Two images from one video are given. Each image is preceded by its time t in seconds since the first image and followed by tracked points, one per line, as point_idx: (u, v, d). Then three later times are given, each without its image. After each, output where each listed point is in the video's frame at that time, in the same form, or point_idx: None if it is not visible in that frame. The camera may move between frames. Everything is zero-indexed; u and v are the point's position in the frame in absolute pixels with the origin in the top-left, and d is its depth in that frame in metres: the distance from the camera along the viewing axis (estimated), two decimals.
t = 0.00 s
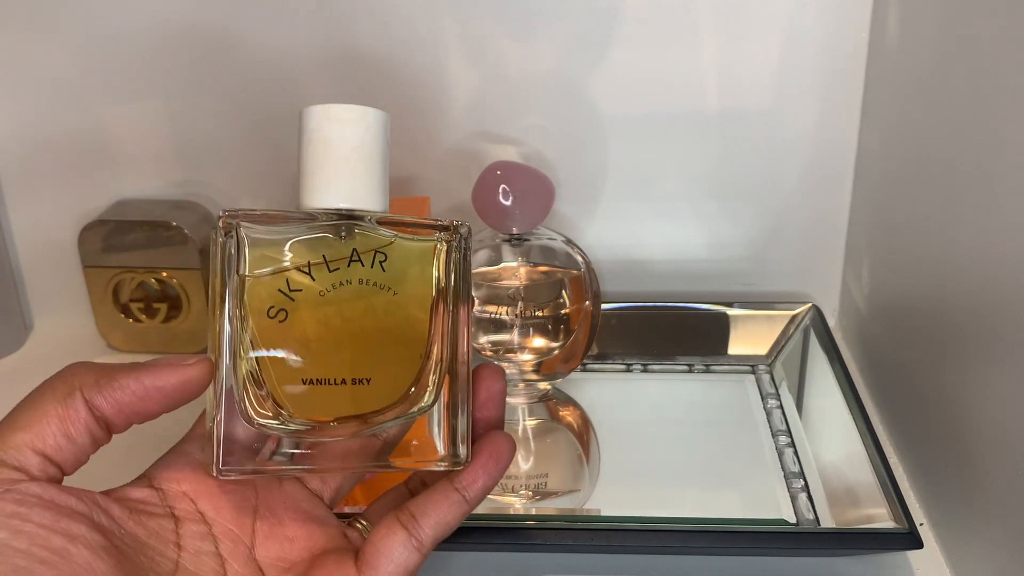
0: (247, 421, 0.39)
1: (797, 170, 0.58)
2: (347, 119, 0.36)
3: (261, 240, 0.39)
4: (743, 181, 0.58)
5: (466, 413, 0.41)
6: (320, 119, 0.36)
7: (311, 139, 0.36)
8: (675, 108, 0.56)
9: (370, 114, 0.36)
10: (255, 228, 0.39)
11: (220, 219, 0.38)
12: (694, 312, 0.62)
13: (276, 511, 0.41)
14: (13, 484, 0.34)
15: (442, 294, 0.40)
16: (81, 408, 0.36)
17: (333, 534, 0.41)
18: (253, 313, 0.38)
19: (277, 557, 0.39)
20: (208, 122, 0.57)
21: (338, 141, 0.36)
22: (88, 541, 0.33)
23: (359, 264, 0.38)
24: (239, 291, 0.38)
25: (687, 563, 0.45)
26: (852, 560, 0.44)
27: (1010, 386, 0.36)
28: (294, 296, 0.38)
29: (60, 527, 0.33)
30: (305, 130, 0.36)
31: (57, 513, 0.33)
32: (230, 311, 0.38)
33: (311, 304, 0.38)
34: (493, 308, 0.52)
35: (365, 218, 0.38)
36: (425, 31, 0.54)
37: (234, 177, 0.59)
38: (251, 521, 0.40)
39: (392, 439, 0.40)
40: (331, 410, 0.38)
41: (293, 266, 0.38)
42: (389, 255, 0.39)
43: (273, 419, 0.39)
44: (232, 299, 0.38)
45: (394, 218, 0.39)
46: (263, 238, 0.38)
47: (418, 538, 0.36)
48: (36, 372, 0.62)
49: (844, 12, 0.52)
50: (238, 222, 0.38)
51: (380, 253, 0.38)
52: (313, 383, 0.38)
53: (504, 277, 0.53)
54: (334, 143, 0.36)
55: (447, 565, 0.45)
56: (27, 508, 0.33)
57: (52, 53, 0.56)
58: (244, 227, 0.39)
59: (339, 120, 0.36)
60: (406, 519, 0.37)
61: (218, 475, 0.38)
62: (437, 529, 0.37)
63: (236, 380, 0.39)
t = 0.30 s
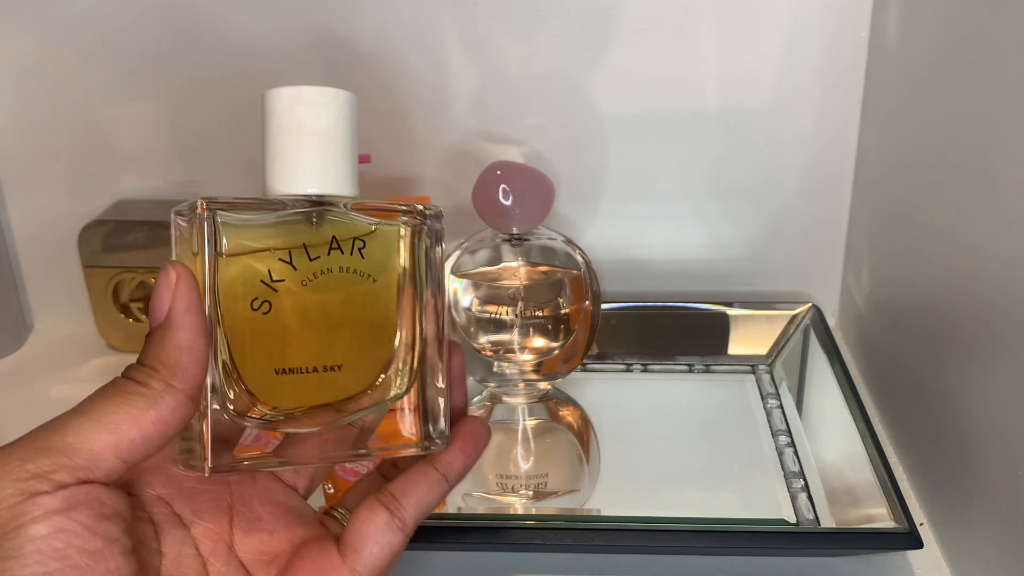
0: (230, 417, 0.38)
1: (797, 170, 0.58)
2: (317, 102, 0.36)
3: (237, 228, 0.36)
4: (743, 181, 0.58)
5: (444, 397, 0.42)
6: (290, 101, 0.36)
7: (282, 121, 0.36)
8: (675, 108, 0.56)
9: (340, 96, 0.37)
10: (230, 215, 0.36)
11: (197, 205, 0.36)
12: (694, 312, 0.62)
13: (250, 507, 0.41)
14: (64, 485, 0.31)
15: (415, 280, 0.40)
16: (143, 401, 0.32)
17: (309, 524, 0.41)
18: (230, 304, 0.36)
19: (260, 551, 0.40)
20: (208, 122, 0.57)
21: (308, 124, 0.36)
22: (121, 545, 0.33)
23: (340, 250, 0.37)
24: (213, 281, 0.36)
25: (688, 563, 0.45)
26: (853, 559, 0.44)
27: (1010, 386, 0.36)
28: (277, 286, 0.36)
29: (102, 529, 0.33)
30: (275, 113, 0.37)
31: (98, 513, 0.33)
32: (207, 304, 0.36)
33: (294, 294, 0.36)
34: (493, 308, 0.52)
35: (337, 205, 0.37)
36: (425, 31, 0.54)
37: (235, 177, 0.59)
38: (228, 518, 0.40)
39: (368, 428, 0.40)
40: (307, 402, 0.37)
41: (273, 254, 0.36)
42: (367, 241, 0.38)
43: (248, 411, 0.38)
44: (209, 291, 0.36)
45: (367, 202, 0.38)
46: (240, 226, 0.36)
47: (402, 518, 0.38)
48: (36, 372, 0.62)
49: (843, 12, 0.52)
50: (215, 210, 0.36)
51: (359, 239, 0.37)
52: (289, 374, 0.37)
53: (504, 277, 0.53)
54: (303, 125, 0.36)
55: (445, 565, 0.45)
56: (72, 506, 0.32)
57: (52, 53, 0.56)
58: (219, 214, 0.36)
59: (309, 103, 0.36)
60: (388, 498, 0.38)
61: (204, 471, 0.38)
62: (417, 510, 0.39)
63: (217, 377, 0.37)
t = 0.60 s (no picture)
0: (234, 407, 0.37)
1: (797, 170, 0.57)
2: (311, 78, 0.35)
3: (230, 211, 0.35)
4: (743, 181, 0.58)
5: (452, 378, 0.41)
6: (282, 76, 0.35)
7: (275, 98, 0.35)
8: (675, 108, 0.56)
9: (334, 69, 0.36)
10: (224, 198, 0.35)
11: (189, 189, 0.35)
12: (694, 312, 0.62)
13: (255, 500, 0.41)
14: (61, 487, 0.31)
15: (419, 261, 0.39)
16: (142, 398, 0.32)
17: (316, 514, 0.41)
18: (228, 291, 0.35)
19: (264, 546, 0.39)
20: (207, 122, 0.57)
21: (303, 100, 0.35)
22: (121, 546, 0.33)
23: (341, 231, 0.36)
24: (212, 266, 0.35)
25: (687, 563, 0.45)
26: (852, 559, 0.44)
27: (1010, 386, 0.36)
28: (278, 270, 0.35)
29: (100, 530, 0.32)
30: (267, 90, 0.35)
31: (95, 514, 0.32)
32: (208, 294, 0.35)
33: (293, 278, 0.35)
34: (493, 308, 0.52)
35: (334, 183, 0.36)
36: (425, 31, 0.54)
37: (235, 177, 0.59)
38: (232, 513, 0.40)
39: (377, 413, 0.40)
40: (313, 389, 0.36)
41: (271, 238, 0.35)
42: (369, 221, 0.36)
43: (251, 401, 0.37)
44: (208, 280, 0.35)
45: (362, 180, 0.37)
46: (233, 210, 0.35)
47: (409, 502, 0.38)
48: (35, 372, 0.62)
49: (843, 12, 0.52)
50: (209, 194, 0.35)
51: (360, 218, 0.36)
52: (292, 361, 0.36)
53: (504, 277, 0.53)
54: (298, 102, 0.35)
55: (446, 565, 0.46)
56: (69, 508, 0.32)
57: (52, 53, 0.56)
58: (213, 198, 0.35)
59: (302, 78, 0.35)
60: (395, 483, 0.38)
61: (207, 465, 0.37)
62: (427, 495, 0.39)
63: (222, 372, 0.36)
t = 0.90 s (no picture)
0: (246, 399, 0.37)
1: (797, 170, 0.57)
2: (334, 66, 0.34)
3: (247, 203, 0.35)
4: (743, 181, 0.58)
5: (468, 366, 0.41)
6: (305, 64, 0.34)
7: (297, 87, 0.34)
8: (675, 108, 0.55)
9: (358, 57, 0.34)
10: (240, 191, 0.35)
11: (204, 178, 0.34)
12: (694, 312, 0.62)
13: (260, 518, 0.40)
14: (82, 495, 0.31)
15: (438, 255, 0.39)
16: (158, 396, 0.32)
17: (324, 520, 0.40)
18: (243, 285, 0.35)
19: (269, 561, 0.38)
20: (207, 122, 0.57)
21: (324, 90, 0.34)
22: (139, 560, 0.33)
23: (358, 225, 0.35)
24: (227, 258, 0.34)
25: (687, 563, 0.45)
26: (853, 559, 0.44)
27: (1010, 386, 0.36)
28: (293, 265, 0.35)
29: (118, 544, 0.32)
30: (289, 77, 0.34)
31: (115, 527, 0.32)
32: (222, 288, 0.35)
33: (309, 275, 0.35)
34: (493, 308, 0.53)
35: (354, 176, 0.36)
36: (424, 30, 0.54)
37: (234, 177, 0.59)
38: (236, 531, 0.39)
39: (399, 406, 0.41)
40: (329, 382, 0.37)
41: (288, 232, 0.35)
42: (388, 215, 0.36)
43: (266, 396, 0.37)
44: (222, 275, 0.34)
45: (381, 173, 0.36)
46: (250, 202, 0.35)
47: (411, 502, 0.38)
48: (35, 372, 0.62)
49: (843, 12, 0.52)
50: (224, 184, 0.34)
51: (377, 212, 0.36)
52: (308, 355, 0.36)
53: (504, 277, 0.53)
54: (320, 91, 0.34)
55: (445, 565, 0.46)
56: (88, 519, 0.31)
57: (52, 53, 0.56)
58: (229, 188, 0.35)
59: (324, 67, 0.34)
60: (397, 482, 0.38)
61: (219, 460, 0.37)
62: (429, 495, 0.38)
63: (231, 363, 0.36)
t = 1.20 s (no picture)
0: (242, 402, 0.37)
1: (797, 170, 0.57)
2: (321, 65, 0.34)
3: (238, 203, 0.34)
4: (743, 180, 0.58)
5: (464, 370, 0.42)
6: (292, 64, 0.33)
7: (285, 87, 0.34)
8: (675, 108, 0.55)
9: (346, 57, 0.34)
10: (231, 191, 0.35)
11: (196, 179, 0.34)
12: (694, 312, 0.62)
13: (246, 526, 0.40)
14: (82, 499, 0.31)
15: (430, 253, 0.39)
16: (157, 397, 0.32)
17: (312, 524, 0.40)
18: (237, 285, 0.35)
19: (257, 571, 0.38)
20: (207, 122, 0.57)
21: (313, 90, 0.34)
22: (135, 567, 0.33)
23: (351, 224, 0.35)
24: (219, 258, 0.34)
25: (687, 563, 0.45)
26: (853, 559, 0.44)
27: (1010, 386, 0.36)
28: (287, 264, 0.35)
29: (116, 549, 0.32)
30: (276, 77, 0.34)
31: (114, 532, 0.32)
32: (216, 289, 0.35)
33: (302, 274, 0.35)
34: (493, 308, 0.53)
35: (344, 175, 0.35)
36: (424, 30, 0.54)
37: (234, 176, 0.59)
38: (223, 541, 0.39)
39: (395, 406, 0.40)
40: (322, 382, 0.36)
41: (281, 231, 0.35)
42: (380, 213, 0.36)
43: (260, 397, 0.37)
44: (217, 275, 0.34)
45: (371, 170, 0.36)
46: (241, 202, 0.34)
47: (400, 505, 0.38)
48: (35, 372, 0.62)
49: (843, 12, 0.52)
50: (216, 185, 0.34)
51: (370, 210, 0.36)
52: (301, 355, 0.36)
53: (504, 276, 0.53)
54: (308, 92, 0.34)
55: (445, 565, 0.46)
56: (85, 524, 0.31)
57: (52, 53, 0.56)
58: (221, 189, 0.35)
59: (312, 67, 0.34)
60: (386, 486, 0.38)
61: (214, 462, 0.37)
62: (418, 498, 0.38)
63: (228, 367, 0.36)
